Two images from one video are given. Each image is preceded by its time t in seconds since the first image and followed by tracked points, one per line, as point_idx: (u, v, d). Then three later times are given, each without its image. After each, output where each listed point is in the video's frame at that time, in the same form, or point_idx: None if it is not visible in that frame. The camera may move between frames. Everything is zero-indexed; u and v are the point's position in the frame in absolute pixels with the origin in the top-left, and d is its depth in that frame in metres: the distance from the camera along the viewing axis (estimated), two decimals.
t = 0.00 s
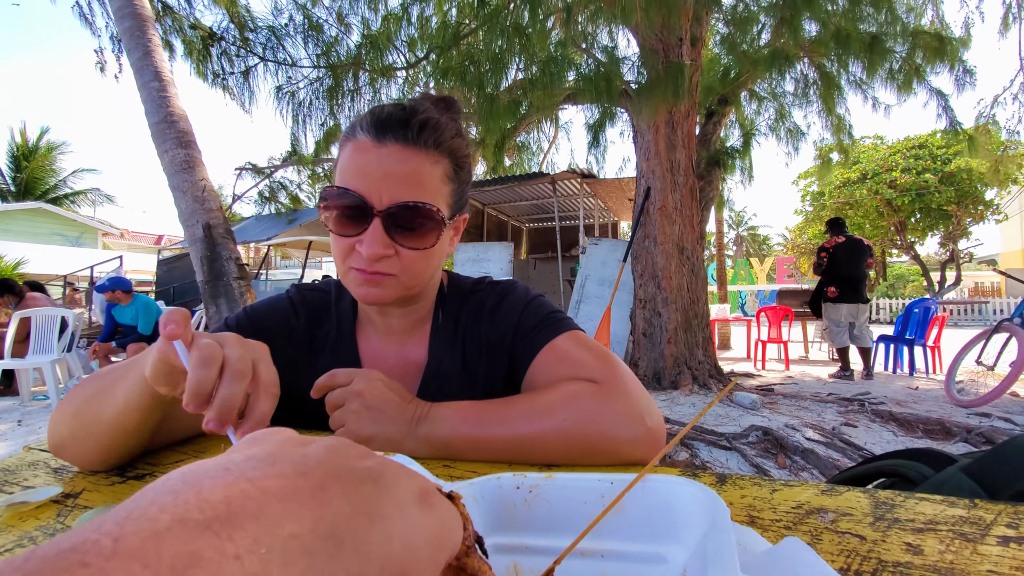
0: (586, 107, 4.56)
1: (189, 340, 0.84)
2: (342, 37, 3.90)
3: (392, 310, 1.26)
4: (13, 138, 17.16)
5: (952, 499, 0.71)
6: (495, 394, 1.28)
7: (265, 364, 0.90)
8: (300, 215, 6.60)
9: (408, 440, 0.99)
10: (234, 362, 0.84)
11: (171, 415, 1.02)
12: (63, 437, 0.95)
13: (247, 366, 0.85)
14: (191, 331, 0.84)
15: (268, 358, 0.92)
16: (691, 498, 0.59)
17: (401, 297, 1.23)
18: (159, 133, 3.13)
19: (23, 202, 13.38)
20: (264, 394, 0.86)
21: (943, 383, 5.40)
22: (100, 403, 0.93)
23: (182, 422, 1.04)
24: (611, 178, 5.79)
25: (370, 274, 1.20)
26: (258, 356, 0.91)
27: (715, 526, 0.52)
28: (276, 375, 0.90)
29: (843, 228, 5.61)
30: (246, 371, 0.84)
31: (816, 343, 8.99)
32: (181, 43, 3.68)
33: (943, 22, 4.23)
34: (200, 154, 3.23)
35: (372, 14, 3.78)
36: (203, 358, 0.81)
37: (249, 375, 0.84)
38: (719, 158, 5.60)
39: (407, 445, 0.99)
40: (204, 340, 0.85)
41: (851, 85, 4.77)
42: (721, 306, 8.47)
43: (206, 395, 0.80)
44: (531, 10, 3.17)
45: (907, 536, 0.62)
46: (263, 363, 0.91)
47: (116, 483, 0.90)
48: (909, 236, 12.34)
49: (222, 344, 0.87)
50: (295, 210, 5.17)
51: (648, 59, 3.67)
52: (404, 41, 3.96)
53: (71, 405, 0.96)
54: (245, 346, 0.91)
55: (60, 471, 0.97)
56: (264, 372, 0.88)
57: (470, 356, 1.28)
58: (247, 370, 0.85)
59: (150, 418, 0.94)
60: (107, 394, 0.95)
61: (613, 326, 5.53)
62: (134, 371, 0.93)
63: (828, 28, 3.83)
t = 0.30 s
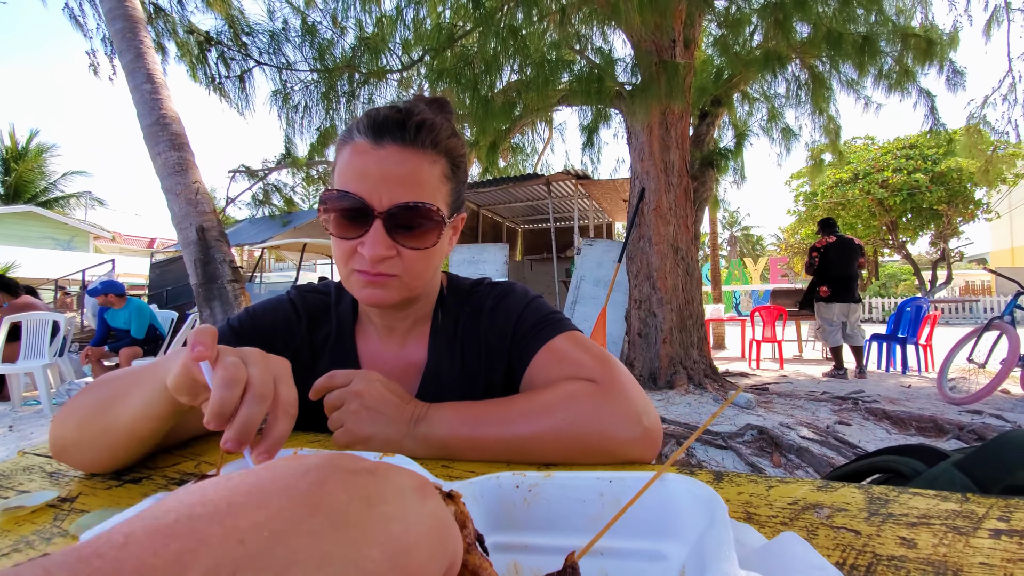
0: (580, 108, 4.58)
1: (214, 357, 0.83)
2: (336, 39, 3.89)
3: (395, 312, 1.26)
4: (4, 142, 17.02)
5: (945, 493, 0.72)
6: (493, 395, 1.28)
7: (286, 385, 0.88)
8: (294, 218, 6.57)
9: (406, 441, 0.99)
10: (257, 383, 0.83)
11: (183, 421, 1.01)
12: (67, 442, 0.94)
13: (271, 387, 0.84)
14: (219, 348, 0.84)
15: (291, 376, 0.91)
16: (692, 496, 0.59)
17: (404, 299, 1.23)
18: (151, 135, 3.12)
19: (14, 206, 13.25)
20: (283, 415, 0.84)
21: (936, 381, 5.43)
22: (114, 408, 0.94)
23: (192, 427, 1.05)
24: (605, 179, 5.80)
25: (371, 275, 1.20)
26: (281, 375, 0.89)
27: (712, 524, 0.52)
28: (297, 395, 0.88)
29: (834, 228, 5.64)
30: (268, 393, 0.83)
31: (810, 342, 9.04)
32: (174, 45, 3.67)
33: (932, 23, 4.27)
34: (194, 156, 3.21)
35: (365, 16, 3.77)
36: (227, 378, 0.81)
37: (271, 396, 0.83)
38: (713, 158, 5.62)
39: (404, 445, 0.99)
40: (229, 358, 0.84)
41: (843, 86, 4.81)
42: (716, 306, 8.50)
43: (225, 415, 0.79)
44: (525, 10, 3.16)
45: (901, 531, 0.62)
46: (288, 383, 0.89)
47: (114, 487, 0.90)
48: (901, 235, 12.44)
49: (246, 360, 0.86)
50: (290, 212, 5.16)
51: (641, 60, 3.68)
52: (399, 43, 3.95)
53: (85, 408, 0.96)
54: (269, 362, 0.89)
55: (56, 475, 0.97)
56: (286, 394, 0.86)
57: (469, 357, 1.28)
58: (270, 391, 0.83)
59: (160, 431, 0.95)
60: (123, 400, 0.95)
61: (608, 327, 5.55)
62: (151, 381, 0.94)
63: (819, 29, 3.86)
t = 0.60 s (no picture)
0: (576, 109, 4.59)
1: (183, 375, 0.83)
2: (331, 42, 3.88)
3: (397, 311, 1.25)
4: None
5: (940, 491, 0.73)
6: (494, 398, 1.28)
7: (262, 391, 0.91)
8: (290, 220, 6.56)
9: (404, 443, 0.99)
10: (228, 400, 0.84)
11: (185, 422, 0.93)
12: (62, 448, 0.87)
13: (242, 401, 0.85)
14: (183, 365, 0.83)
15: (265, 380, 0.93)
16: (689, 497, 0.60)
17: (406, 296, 1.21)
18: (145, 138, 3.10)
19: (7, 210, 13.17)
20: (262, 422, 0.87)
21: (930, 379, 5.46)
22: (107, 410, 0.87)
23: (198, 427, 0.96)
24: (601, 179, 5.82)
25: (374, 272, 1.19)
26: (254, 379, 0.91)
27: (709, 527, 0.52)
28: (274, 400, 0.91)
29: (830, 227, 5.65)
30: (241, 407, 0.85)
31: (806, 341, 9.09)
32: (167, 47, 3.65)
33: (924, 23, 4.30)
34: (188, 159, 3.20)
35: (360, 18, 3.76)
36: (196, 399, 0.80)
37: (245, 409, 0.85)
38: (708, 159, 5.64)
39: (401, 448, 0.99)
40: (199, 376, 0.83)
41: (836, 87, 4.83)
42: (712, 305, 8.52)
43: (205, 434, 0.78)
44: (519, 11, 3.16)
45: (897, 530, 0.63)
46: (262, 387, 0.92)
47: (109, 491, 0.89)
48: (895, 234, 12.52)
49: (217, 374, 0.86)
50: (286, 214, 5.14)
51: (636, 60, 3.69)
52: (394, 45, 3.93)
53: (76, 411, 0.88)
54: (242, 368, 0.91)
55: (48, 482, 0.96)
56: (262, 399, 0.89)
57: (468, 359, 1.28)
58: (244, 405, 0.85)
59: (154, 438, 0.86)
60: (115, 401, 0.87)
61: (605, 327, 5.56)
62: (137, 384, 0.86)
63: (813, 28, 3.87)
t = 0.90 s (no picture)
0: (573, 110, 4.60)
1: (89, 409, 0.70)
2: (327, 44, 3.87)
3: (393, 308, 1.24)
4: None
5: (938, 488, 0.73)
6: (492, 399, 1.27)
7: (187, 388, 0.77)
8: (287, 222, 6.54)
9: (402, 445, 0.99)
10: (145, 417, 0.71)
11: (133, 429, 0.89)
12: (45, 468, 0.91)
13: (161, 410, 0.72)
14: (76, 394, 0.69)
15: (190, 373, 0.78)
16: (690, 497, 0.60)
17: (400, 292, 1.20)
18: (141, 141, 3.10)
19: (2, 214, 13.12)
20: (196, 422, 0.75)
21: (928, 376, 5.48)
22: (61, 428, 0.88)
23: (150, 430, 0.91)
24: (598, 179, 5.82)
25: (367, 268, 1.18)
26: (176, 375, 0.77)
27: (710, 525, 0.52)
28: (205, 393, 0.77)
29: (829, 226, 5.68)
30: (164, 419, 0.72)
31: (804, 339, 9.11)
32: (162, 49, 3.64)
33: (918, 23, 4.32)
34: (184, 161, 3.20)
35: (355, 20, 3.74)
36: (109, 430, 0.70)
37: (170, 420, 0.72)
38: (704, 159, 5.65)
39: (400, 450, 0.99)
40: (107, 401, 0.71)
41: (831, 86, 4.85)
42: (710, 305, 8.53)
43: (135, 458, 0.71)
44: (515, 13, 3.16)
45: (896, 526, 0.63)
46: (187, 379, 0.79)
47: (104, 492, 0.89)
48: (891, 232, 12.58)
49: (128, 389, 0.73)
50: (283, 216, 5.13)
51: (632, 60, 3.69)
52: (390, 46, 3.93)
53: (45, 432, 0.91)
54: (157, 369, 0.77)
55: (45, 487, 0.95)
56: (185, 398, 0.76)
57: (466, 359, 1.28)
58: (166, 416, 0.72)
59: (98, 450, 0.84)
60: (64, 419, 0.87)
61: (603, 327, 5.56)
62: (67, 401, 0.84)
63: (808, 28, 3.88)
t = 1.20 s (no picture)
0: (571, 110, 4.60)
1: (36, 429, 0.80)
2: (324, 45, 3.86)
3: (384, 305, 1.23)
4: None
5: (939, 486, 0.73)
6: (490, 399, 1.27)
7: (101, 396, 0.79)
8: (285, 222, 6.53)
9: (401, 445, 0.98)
10: (67, 441, 0.77)
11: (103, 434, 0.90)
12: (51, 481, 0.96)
13: (78, 431, 0.77)
14: None
15: (96, 380, 0.79)
16: (690, 494, 0.59)
17: (390, 288, 1.19)
18: (138, 141, 3.08)
19: None
20: (123, 426, 0.80)
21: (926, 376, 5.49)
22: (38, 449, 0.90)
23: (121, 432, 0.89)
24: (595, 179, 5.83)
25: (354, 264, 1.17)
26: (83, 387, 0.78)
27: (710, 524, 0.52)
28: (117, 398, 0.79)
29: (828, 226, 5.69)
30: (86, 438, 0.77)
31: (803, 339, 9.12)
32: (159, 49, 3.63)
33: (915, 24, 4.33)
34: (182, 162, 3.19)
35: (353, 21, 3.71)
36: (45, 460, 0.78)
37: (91, 436, 0.77)
38: (702, 159, 5.66)
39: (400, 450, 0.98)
40: (28, 435, 0.78)
41: (827, 87, 4.87)
42: (709, 305, 8.53)
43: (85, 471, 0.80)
44: (514, 14, 3.16)
45: (896, 524, 0.63)
46: (97, 386, 0.78)
47: (102, 494, 0.88)
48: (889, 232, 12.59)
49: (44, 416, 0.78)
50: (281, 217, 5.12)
51: (630, 60, 3.69)
52: (387, 47, 3.92)
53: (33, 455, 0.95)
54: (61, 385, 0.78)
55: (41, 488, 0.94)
56: (103, 408, 0.79)
57: (463, 359, 1.27)
58: (85, 434, 0.77)
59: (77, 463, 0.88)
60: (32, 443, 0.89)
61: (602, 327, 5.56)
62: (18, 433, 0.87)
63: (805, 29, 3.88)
